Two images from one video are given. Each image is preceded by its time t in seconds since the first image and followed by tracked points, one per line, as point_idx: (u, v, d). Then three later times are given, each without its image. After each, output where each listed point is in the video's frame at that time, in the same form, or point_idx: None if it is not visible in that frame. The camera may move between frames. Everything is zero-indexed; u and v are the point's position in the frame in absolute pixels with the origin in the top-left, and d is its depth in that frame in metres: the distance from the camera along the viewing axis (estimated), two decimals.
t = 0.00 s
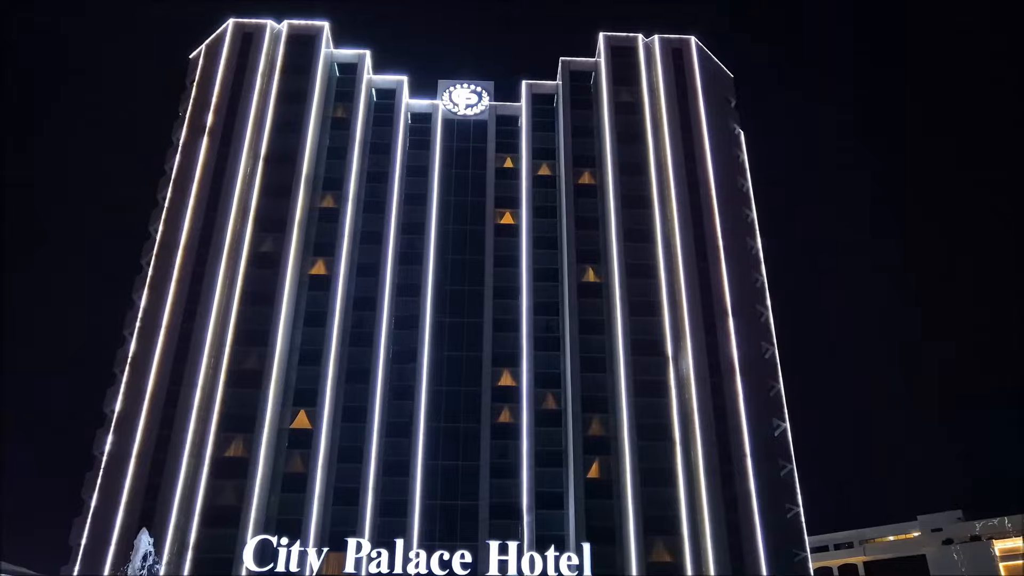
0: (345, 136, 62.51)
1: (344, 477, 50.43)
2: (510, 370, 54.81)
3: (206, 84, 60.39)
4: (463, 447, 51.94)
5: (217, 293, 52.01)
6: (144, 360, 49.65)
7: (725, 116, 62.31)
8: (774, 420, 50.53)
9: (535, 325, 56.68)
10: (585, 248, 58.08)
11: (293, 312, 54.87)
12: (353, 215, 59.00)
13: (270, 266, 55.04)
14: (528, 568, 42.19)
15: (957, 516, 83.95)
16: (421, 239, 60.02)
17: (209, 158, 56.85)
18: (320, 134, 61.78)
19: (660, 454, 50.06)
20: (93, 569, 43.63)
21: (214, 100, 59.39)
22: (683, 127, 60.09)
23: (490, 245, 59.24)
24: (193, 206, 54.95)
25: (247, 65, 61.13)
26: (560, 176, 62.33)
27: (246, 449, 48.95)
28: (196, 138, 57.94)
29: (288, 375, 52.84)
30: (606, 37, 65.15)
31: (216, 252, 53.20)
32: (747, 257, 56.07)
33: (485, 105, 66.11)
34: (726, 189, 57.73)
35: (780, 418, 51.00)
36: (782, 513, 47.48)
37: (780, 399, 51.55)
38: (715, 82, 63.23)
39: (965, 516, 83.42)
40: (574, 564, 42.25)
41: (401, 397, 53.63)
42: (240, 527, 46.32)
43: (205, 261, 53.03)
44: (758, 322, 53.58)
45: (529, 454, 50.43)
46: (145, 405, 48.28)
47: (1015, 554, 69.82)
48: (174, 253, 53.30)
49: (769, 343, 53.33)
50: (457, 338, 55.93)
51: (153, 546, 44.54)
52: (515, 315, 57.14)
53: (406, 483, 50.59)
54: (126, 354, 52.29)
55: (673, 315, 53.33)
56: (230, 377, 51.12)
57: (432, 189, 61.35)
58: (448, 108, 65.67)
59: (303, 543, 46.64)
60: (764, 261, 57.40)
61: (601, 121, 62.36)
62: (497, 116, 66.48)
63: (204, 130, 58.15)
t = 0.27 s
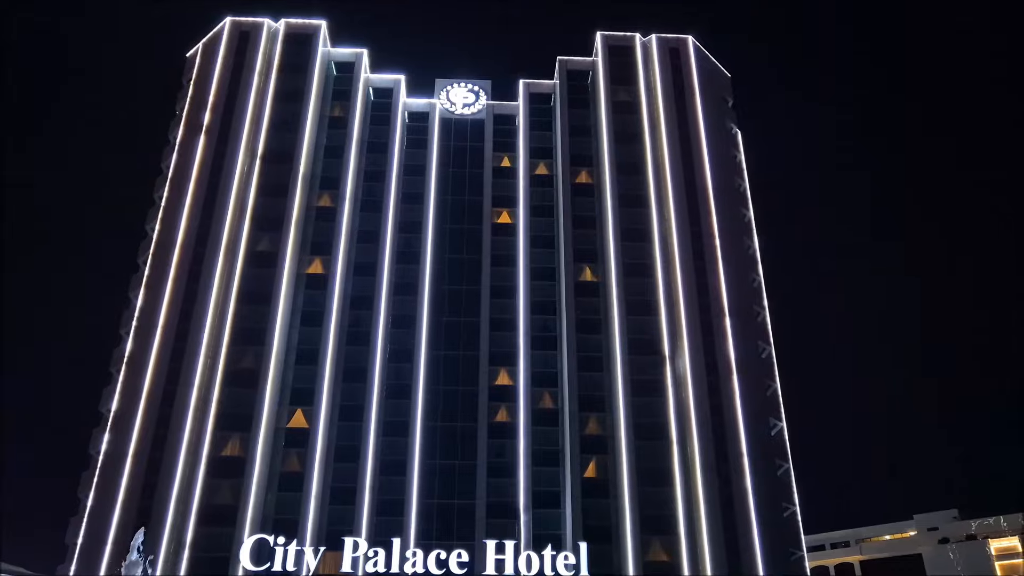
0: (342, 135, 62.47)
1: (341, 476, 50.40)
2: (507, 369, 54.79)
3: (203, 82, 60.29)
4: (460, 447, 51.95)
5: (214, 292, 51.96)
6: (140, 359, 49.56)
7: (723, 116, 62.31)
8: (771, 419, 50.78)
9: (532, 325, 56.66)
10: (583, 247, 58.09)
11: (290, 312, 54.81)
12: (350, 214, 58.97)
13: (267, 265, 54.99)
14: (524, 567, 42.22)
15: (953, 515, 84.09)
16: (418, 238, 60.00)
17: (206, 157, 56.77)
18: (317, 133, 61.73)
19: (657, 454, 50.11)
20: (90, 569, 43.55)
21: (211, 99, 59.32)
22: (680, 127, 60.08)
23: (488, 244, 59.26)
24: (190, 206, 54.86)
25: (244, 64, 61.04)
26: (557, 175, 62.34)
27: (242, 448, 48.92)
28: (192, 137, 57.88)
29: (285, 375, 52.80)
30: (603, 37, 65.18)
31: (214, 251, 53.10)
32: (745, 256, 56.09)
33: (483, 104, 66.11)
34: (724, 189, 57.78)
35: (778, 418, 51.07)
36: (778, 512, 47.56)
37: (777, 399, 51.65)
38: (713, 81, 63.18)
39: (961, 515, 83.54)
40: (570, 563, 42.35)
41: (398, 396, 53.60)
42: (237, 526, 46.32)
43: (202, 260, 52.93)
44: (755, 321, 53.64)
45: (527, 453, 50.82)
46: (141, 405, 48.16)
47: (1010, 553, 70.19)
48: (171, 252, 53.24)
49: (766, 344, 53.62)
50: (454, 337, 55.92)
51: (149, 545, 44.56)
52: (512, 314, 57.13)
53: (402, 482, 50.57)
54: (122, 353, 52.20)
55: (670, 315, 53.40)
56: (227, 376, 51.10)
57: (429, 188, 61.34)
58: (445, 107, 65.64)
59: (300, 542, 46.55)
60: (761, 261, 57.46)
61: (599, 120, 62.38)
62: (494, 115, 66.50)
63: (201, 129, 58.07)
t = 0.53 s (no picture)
0: (338, 133, 62.31)
1: (336, 474, 50.32)
2: (503, 368, 54.81)
3: (198, 80, 60.12)
4: (455, 445, 51.97)
5: (209, 290, 51.85)
6: (135, 357, 49.40)
7: (719, 115, 62.36)
8: (766, 418, 50.90)
9: (528, 323, 56.67)
10: (578, 246, 58.08)
11: (286, 310, 54.72)
12: (346, 213, 58.91)
13: (262, 263, 54.86)
14: (519, 565, 42.20)
15: (947, 513, 84.42)
16: (414, 237, 59.94)
17: (201, 155, 56.63)
18: (313, 131, 61.62)
19: (652, 453, 50.16)
20: (83, 568, 43.44)
21: (206, 96, 59.17)
22: (676, 126, 60.14)
23: (483, 243, 59.27)
24: (185, 204, 54.71)
25: (239, 61, 60.88)
26: (553, 174, 62.32)
27: (237, 447, 48.80)
28: (187, 134, 57.71)
29: (281, 373, 52.71)
30: (599, 36, 65.17)
31: (209, 249, 52.97)
32: (740, 255, 56.19)
33: (479, 103, 66.08)
34: (720, 188, 57.80)
35: (773, 417, 51.64)
36: (773, 511, 47.65)
37: (772, 397, 52.20)
38: (709, 80, 63.23)
39: (955, 514, 83.75)
40: (565, 562, 42.41)
41: (394, 394, 53.55)
42: (232, 525, 46.24)
43: (197, 258, 52.80)
44: (751, 320, 53.75)
45: (523, 451, 51.03)
46: (135, 403, 48.01)
47: (1004, 552, 70.28)
48: (166, 250, 53.06)
49: (761, 343, 53.73)
50: (449, 336, 55.91)
51: (144, 543, 44.45)
52: (508, 313, 57.14)
53: (398, 481, 50.55)
54: (117, 351, 52.04)
55: (665, 314, 53.49)
56: (222, 374, 50.95)
57: (425, 186, 61.30)
58: (441, 105, 65.59)
59: (294, 541, 46.44)
60: (756, 260, 57.56)
61: (595, 119, 62.38)
62: (490, 114, 66.52)
63: (196, 127, 57.92)
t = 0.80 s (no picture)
0: (332, 130, 62.22)
1: (330, 471, 50.27)
2: (497, 365, 54.83)
3: (192, 76, 59.95)
4: (450, 443, 51.96)
5: (203, 286, 51.77)
6: (128, 354, 49.31)
7: (714, 113, 62.43)
8: (759, 415, 50.99)
9: (523, 321, 56.69)
10: (573, 244, 58.12)
11: (280, 307, 54.61)
12: (340, 210, 58.84)
13: (257, 260, 54.76)
14: (513, 563, 42.23)
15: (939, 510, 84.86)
16: (409, 234, 59.89)
17: (195, 151, 56.50)
18: (307, 128, 61.50)
19: (646, 450, 50.24)
20: (77, 565, 43.39)
21: (200, 92, 59.00)
22: (670, 124, 60.21)
23: (478, 240, 59.27)
24: (179, 200, 54.58)
25: (234, 58, 60.70)
26: (547, 171, 62.32)
27: (231, 444, 48.74)
28: (181, 131, 57.56)
29: (275, 370, 52.63)
30: (594, 33, 65.19)
31: (203, 246, 52.87)
32: (735, 253, 56.30)
33: (474, 100, 66.06)
34: (714, 186, 57.90)
35: (766, 414, 51.60)
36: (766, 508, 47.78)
37: (765, 395, 52.32)
38: (704, 78, 63.30)
39: (947, 511, 84.06)
40: (559, 559, 42.51)
41: (388, 392, 53.51)
42: (226, 522, 46.20)
43: (190, 256, 52.69)
44: (745, 318, 53.86)
45: (517, 449, 51.19)
46: (129, 400, 47.91)
47: (995, 549, 70.63)
48: (160, 246, 52.93)
49: (755, 341, 53.81)
50: (444, 333, 55.90)
51: (137, 541, 44.40)
52: (503, 310, 57.14)
53: (392, 478, 50.55)
54: (110, 348, 51.92)
55: (659, 311, 53.55)
56: (216, 371, 50.86)
57: (419, 183, 61.25)
58: (436, 102, 65.59)
59: (288, 538, 46.44)
60: (750, 258, 57.67)
61: (589, 117, 62.37)
62: (485, 111, 66.47)
63: (190, 123, 57.76)
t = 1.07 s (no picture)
0: (326, 125, 62.03)
1: (323, 467, 50.22)
2: (490, 362, 54.84)
3: (185, 71, 59.68)
4: (443, 439, 51.97)
5: (196, 282, 51.58)
6: (120, 350, 49.16)
7: (708, 110, 62.45)
8: (752, 412, 51.06)
9: (516, 317, 56.67)
10: (566, 240, 58.11)
11: (273, 302, 54.45)
12: (334, 205, 58.73)
13: (250, 256, 54.53)
14: (507, 559, 42.13)
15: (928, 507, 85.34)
16: (403, 230, 59.79)
17: (187, 146, 56.26)
18: (301, 123, 61.27)
19: (640, 446, 50.25)
20: (68, 561, 43.36)
21: (193, 87, 58.75)
22: (664, 121, 60.26)
23: (471, 236, 59.21)
24: (171, 196, 54.36)
25: (227, 53, 60.45)
26: (542, 167, 62.27)
27: (224, 440, 48.51)
28: (174, 126, 57.32)
29: (268, 366, 52.49)
30: (589, 30, 65.11)
31: (195, 242, 52.67)
32: (728, 250, 56.37)
33: (468, 96, 65.93)
34: (708, 184, 57.94)
35: (759, 412, 51.47)
36: (759, 505, 47.90)
37: (758, 392, 51.95)
38: (698, 75, 63.30)
39: (937, 508, 84.52)
40: (552, 555, 42.55)
41: (381, 388, 53.45)
42: (218, 518, 46.03)
43: (183, 252, 52.51)
44: (738, 315, 53.96)
45: (511, 445, 51.32)
46: (121, 396, 47.76)
47: (985, 545, 71.61)
48: (152, 242, 52.70)
49: (749, 338, 53.86)
50: (437, 329, 55.85)
51: (129, 537, 44.26)
52: (496, 307, 57.13)
53: (384, 475, 50.51)
54: (102, 343, 51.69)
55: (653, 308, 53.62)
56: (208, 367, 50.62)
57: (413, 179, 61.15)
58: (430, 98, 65.52)
59: (281, 534, 46.39)
60: (744, 256, 57.73)
61: (584, 114, 62.30)
62: (480, 107, 66.34)
63: (183, 118, 57.53)
